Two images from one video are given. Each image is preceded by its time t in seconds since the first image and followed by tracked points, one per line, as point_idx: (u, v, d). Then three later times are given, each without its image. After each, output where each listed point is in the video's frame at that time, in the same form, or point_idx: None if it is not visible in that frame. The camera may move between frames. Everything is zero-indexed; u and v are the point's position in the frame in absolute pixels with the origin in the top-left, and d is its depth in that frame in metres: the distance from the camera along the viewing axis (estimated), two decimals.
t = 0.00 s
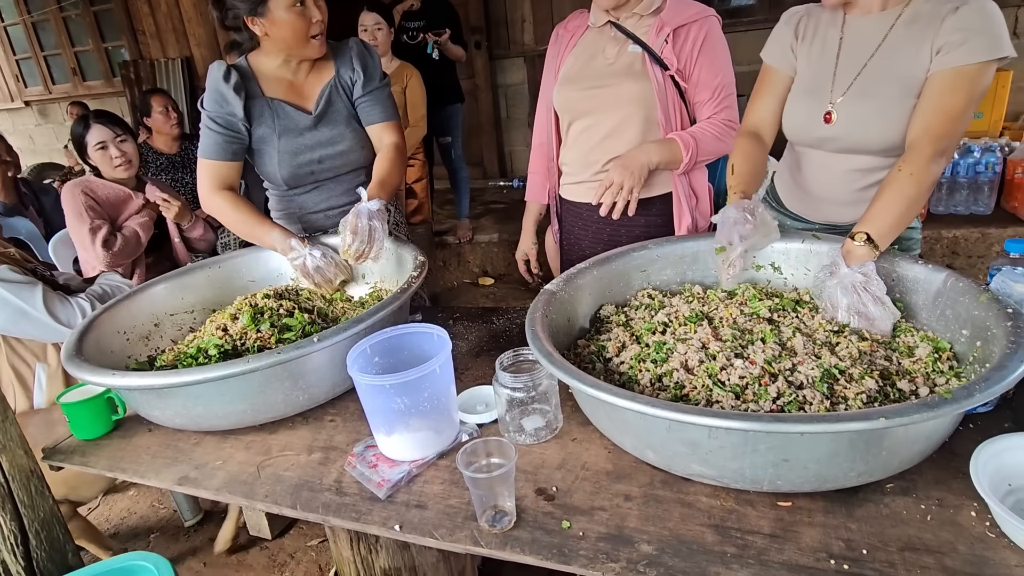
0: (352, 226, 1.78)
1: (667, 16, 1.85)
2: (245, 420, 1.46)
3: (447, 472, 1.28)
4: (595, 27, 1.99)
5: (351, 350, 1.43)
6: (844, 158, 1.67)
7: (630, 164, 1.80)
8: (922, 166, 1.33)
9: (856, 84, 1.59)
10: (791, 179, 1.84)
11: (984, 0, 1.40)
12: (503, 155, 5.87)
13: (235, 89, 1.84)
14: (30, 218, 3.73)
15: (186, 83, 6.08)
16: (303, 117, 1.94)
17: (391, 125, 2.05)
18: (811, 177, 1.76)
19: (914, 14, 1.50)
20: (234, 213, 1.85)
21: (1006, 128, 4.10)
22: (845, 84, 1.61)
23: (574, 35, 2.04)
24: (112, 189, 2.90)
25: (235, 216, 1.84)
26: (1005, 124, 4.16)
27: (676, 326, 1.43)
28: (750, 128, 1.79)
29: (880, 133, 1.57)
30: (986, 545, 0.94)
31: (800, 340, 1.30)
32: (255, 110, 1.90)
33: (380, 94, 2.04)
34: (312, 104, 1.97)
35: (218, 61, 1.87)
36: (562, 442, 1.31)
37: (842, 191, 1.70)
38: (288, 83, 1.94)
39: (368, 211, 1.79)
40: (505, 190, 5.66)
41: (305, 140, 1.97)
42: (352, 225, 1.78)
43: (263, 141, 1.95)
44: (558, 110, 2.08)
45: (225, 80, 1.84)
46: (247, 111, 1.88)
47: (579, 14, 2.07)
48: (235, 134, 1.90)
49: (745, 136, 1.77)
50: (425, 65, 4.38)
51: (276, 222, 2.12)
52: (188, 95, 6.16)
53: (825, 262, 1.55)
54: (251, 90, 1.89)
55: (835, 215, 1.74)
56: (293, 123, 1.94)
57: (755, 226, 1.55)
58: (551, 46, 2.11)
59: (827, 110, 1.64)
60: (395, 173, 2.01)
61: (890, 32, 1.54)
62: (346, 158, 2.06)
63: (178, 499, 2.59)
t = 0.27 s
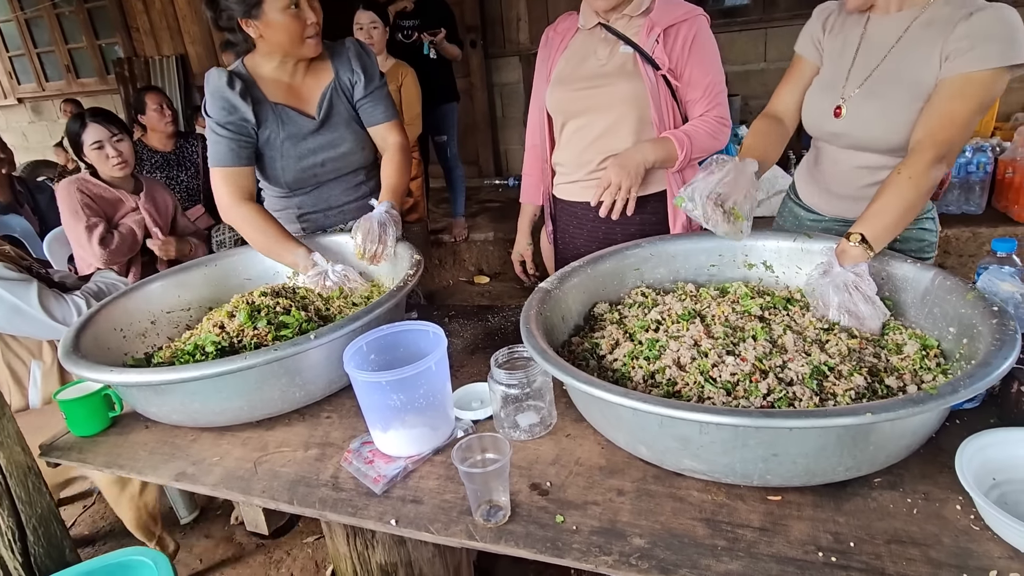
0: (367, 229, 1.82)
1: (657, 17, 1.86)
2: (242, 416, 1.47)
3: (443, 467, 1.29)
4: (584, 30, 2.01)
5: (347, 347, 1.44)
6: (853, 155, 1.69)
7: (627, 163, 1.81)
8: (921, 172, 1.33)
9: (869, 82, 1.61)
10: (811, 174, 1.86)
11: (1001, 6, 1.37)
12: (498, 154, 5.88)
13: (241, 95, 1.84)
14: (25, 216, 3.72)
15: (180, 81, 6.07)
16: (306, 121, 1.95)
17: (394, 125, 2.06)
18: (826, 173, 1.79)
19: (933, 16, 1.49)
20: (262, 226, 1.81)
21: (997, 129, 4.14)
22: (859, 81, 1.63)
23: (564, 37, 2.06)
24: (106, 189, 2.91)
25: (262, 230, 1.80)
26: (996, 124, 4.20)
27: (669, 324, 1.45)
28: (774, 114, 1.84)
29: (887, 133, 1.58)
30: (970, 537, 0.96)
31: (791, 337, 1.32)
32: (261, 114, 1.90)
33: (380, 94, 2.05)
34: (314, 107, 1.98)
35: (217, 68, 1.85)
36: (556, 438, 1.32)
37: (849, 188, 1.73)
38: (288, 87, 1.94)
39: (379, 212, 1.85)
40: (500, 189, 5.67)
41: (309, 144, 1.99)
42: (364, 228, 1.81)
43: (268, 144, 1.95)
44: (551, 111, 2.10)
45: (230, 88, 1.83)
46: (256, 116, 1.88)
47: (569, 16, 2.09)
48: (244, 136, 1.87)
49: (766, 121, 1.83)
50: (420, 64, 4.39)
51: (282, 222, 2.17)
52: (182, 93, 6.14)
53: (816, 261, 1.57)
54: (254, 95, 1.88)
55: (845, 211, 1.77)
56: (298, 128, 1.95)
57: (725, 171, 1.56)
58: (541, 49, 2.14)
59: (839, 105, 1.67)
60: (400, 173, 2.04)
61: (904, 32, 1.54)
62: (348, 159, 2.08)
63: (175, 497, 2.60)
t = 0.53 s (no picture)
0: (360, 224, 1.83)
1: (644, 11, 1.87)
2: (232, 410, 1.46)
3: (435, 461, 1.29)
4: (569, 25, 1.99)
5: (339, 340, 1.43)
6: (845, 145, 1.69)
7: (618, 157, 1.80)
8: (908, 159, 1.30)
9: (856, 72, 1.61)
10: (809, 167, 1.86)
11: None
12: (491, 151, 5.87)
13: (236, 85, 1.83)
14: (14, 212, 3.69)
15: (172, 76, 6.02)
16: (303, 115, 1.94)
17: (392, 123, 2.06)
18: (822, 164, 1.79)
19: (916, 6, 1.49)
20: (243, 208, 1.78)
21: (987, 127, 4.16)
22: (846, 70, 1.64)
23: (549, 34, 2.03)
24: (99, 184, 2.90)
25: (243, 211, 1.78)
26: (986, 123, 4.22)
27: (662, 317, 1.45)
28: (775, 107, 1.87)
29: (873, 122, 1.58)
30: (961, 527, 0.97)
31: (783, 329, 1.32)
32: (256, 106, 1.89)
33: (378, 89, 2.05)
34: (311, 101, 1.97)
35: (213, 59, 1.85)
36: (548, 432, 1.32)
37: (845, 179, 1.72)
38: (286, 80, 1.94)
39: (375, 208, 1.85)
40: (494, 186, 5.66)
41: (306, 138, 1.98)
42: (356, 223, 1.83)
43: (265, 137, 1.94)
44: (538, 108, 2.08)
45: (225, 77, 1.83)
46: (251, 107, 1.87)
47: (553, 12, 2.06)
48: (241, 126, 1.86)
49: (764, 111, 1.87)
50: (413, 60, 4.38)
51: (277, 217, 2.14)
52: (174, 89, 6.10)
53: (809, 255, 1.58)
54: (251, 86, 1.88)
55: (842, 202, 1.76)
56: (295, 121, 1.94)
57: (711, 150, 1.67)
58: (524, 46, 2.12)
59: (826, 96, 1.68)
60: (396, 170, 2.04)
61: (888, 23, 1.54)
62: (346, 155, 2.07)
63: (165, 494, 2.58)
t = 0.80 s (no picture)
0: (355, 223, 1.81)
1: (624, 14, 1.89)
2: (220, 407, 1.45)
3: (423, 459, 1.29)
4: (550, 27, 1.99)
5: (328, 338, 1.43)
6: (835, 144, 1.69)
7: (610, 156, 1.81)
8: (892, 147, 1.31)
9: (836, 72, 1.62)
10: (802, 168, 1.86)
11: None
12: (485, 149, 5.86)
13: (227, 81, 1.82)
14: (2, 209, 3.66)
15: (164, 74, 5.98)
16: (298, 114, 1.93)
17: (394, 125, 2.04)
18: (814, 163, 1.80)
19: (890, 4, 1.50)
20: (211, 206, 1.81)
21: (979, 126, 4.17)
22: (828, 70, 1.64)
23: (528, 34, 2.03)
24: (90, 181, 2.88)
25: (208, 208, 1.81)
26: (978, 122, 4.23)
27: (651, 314, 1.45)
28: (762, 110, 1.88)
29: (857, 121, 1.58)
30: (945, 523, 0.97)
31: (771, 326, 1.32)
32: (247, 104, 1.88)
33: (380, 91, 2.02)
34: (308, 100, 1.95)
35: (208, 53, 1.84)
36: (537, 429, 1.32)
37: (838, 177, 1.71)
38: (283, 77, 1.92)
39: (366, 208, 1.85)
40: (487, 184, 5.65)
41: (300, 137, 1.96)
42: (352, 220, 1.81)
43: (257, 134, 1.93)
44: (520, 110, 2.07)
45: (217, 72, 1.82)
46: (240, 104, 1.87)
47: (530, 12, 2.06)
48: (224, 122, 1.86)
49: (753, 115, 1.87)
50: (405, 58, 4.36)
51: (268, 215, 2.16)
52: (165, 86, 6.06)
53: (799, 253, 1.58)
54: (243, 82, 1.87)
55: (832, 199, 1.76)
56: (289, 119, 1.93)
57: (692, 156, 1.69)
58: (502, 45, 2.10)
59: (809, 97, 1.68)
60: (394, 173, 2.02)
61: (866, 23, 1.55)
62: (342, 155, 2.06)
63: (155, 493, 2.57)
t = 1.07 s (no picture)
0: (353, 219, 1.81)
1: (624, 14, 1.91)
2: (217, 402, 1.45)
3: (421, 455, 1.29)
4: (546, 25, 1.97)
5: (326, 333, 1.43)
6: (834, 141, 1.71)
7: (624, 157, 1.81)
8: (934, 125, 1.31)
9: (835, 68, 1.63)
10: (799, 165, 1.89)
11: None
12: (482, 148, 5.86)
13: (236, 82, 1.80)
14: None
15: (159, 70, 5.96)
16: (304, 113, 1.92)
17: (395, 121, 2.05)
18: (812, 161, 1.81)
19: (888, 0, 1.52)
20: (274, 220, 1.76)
21: (974, 126, 4.18)
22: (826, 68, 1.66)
23: (524, 32, 2.00)
24: (85, 178, 2.87)
25: (268, 223, 1.75)
26: (973, 122, 4.24)
27: (649, 311, 1.45)
28: (758, 109, 1.90)
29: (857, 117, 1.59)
30: (941, 518, 0.98)
31: (769, 323, 1.32)
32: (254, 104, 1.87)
33: (377, 86, 2.02)
34: (311, 97, 1.95)
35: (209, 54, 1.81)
36: (535, 425, 1.32)
37: (838, 173, 1.72)
38: (288, 76, 1.91)
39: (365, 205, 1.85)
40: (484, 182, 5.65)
41: (305, 137, 1.96)
42: (348, 216, 1.80)
43: (264, 134, 1.92)
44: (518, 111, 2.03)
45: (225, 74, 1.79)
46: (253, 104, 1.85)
47: (521, 11, 2.04)
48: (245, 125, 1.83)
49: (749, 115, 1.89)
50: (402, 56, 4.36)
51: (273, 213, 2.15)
52: (161, 83, 6.04)
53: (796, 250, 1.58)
54: (251, 83, 1.86)
55: (831, 196, 1.77)
56: (296, 119, 1.92)
57: (693, 151, 1.70)
58: (493, 40, 2.06)
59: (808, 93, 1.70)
60: (393, 171, 2.03)
61: (865, 19, 1.57)
62: (345, 153, 2.06)
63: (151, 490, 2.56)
